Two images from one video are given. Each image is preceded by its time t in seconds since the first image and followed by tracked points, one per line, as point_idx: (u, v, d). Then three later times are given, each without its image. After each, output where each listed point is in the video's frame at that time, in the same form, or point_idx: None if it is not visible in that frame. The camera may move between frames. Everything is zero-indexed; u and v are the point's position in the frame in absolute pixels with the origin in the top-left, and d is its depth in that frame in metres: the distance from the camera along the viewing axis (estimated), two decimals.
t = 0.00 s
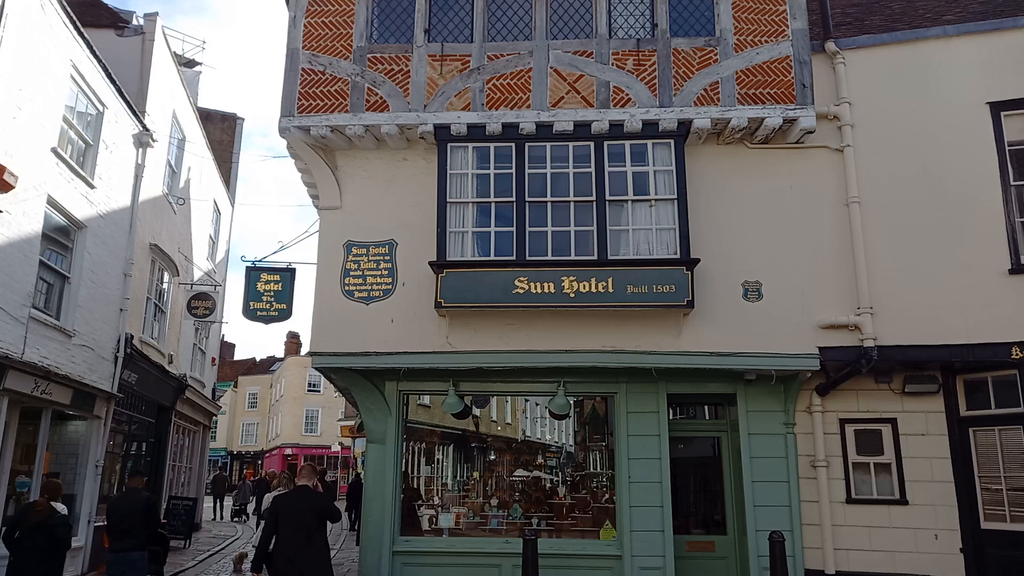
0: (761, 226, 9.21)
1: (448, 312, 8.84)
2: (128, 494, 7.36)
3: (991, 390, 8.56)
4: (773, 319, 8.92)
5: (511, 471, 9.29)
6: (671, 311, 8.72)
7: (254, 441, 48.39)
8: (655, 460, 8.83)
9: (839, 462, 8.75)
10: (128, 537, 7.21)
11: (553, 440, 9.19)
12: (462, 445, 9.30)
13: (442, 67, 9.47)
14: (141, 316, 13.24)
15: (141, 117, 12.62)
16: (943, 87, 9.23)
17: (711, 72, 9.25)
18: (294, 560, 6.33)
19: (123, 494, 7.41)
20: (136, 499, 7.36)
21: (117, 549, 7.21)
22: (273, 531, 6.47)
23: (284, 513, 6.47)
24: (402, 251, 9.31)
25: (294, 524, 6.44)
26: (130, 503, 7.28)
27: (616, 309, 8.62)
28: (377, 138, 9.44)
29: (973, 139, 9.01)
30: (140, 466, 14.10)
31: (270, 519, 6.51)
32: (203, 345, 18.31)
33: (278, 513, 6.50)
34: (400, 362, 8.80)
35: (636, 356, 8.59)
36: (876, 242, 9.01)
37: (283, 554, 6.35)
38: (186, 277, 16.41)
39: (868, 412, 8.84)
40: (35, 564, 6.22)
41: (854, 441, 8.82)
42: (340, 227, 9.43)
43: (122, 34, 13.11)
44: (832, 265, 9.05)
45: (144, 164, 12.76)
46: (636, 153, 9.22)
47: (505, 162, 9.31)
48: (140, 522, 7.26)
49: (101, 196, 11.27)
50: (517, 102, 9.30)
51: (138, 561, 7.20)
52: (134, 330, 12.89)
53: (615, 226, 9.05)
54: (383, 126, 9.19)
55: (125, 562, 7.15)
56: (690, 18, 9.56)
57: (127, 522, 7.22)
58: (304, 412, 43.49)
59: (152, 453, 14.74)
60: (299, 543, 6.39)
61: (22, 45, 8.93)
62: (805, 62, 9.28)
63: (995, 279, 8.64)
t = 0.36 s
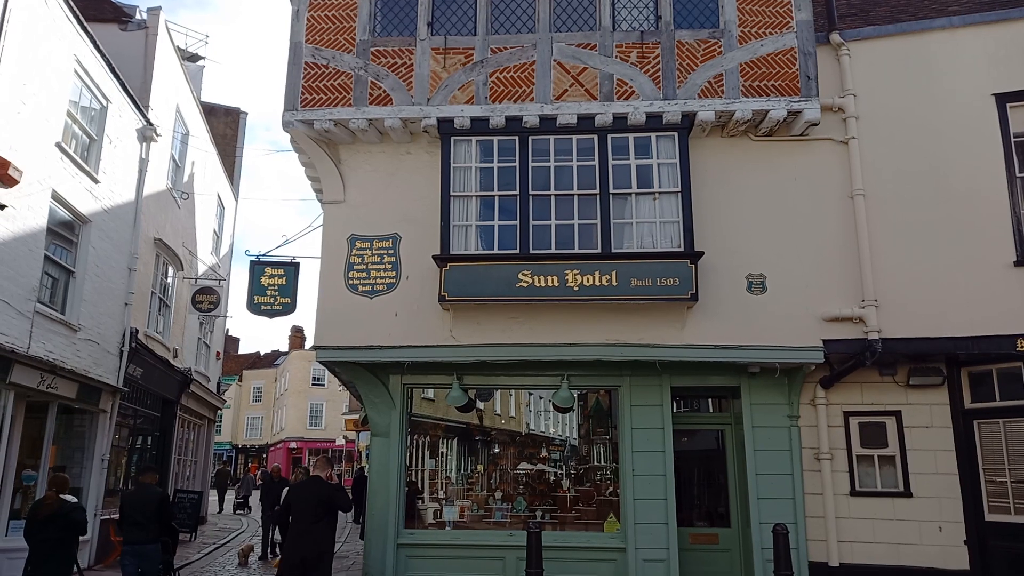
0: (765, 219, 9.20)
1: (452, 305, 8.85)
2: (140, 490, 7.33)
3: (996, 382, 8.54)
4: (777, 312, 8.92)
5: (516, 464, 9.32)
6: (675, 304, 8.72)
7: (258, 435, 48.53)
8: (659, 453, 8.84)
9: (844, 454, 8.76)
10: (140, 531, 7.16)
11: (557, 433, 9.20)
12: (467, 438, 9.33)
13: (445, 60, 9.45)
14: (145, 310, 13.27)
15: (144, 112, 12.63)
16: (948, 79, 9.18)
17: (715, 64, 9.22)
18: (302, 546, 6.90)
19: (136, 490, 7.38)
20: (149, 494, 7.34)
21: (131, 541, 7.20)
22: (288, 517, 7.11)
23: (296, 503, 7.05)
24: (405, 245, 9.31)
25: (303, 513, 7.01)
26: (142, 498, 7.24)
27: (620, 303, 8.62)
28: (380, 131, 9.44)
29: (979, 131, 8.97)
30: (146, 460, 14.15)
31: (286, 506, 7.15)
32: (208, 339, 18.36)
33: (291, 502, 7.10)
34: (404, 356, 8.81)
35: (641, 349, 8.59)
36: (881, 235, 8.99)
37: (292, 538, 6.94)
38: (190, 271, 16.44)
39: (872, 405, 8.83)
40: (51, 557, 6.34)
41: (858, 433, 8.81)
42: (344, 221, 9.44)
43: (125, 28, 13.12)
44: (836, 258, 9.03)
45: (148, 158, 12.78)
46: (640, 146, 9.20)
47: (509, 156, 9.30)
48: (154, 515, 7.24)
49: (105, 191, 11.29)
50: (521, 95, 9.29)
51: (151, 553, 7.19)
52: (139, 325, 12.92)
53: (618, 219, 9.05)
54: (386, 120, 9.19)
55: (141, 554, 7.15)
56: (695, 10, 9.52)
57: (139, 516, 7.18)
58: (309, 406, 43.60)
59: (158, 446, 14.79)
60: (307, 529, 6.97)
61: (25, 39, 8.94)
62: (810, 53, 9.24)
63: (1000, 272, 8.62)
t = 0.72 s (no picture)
0: (766, 212, 9.19)
1: (453, 300, 8.85)
2: (155, 482, 7.69)
3: (996, 374, 8.54)
4: (778, 306, 8.91)
5: (517, 458, 9.34)
6: (676, 298, 8.72)
7: (259, 429, 48.61)
8: (659, 446, 8.86)
9: (844, 447, 8.77)
10: (153, 521, 7.57)
11: (558, 427, 9.22)
12: (468, 432, 9.35)
13: (445, 54, 9.43)
14: (146, 305, 13.27)
15: (144, 106, 12.60)
16: (949, 72, 9.17)
17: (716, 57, 9.20)
18: (321, 534, 7.51)
19: (150, 482, 7.74)
20: (164, 486, 7.69)
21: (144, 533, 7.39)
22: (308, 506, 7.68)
23: (312, 493, 7.60)
24: (406, 239, 9.31)
25: (319, 503, 7.56)
26: (157, 492, 7.61)
27: (621, 296, 8.62)
28: (380, 125, 9.42)
29: (979, 123, 8.96)
30: (147, 454, 14.16)
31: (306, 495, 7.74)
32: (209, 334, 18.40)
33: (309, 493, 7.65)
34: (405, 350, 8.82)
35: (641, 343, 8.59)
36: (882, 228, 8.98)
37: (313, 526, 7.54)
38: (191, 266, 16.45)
39: (872, 398, 8.84)
40: (62, 544, 6.50)
41: (859, 426, 8.82)
42: (344, 216, 9.43)
43: (124, 23, 13.09)
44: (837, 251, 9.03)
45: (148, 153, 12.76)
46: (640, 139, 9.19)
47: (509, 150, 9.29)
48: (167, 507, 7.62)
49: (105, 185, 11.28)
50: (521, 89, 9.27)
51: (162, 543, 7.58)
52: (140, 319, 12.92)
53: (619, 213, 9.05)
54: (386, 114, 9.17)
55: (153, 544, 7.54)
56: (695, 3, 9.49)
57: (151, 508, 7.57)
58: (310, 400, 43.65)
59: (159, 441, 14.80)
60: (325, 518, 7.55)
61: (25, 34, 8.93)
62: (810, 46, 9.21)
63: (1000, 264, 8.61)
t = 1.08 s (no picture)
0: (767, 202, 9.17)
1: (453, 290, 8.85)
2: (161, 473, 7.75)
3: (997, 365, 8.54)
4: (779, 296, 8.91)
5: (518, 448, 9.37)
6: (677, 288, 8.71)
7: (261, 420, 48.73)
8: (660, 437, 8.87)
9: (844, 437, 8.78)
10: (160, 511, 7.62)
11: (559, 418, 9.23)
12: (468, 422, 9.37)
13: (446, 43, 9.39)
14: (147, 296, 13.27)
15: (144, 96, 12.56)
16: (952, 61, 9.12)
17: (718, 46, 9.15)
18: (336, 525, 7.50)
19: (155, 473, 7.80)
20: (170, 477, 7.74)
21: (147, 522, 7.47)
22: (320, 501, 7.71)
23: (322, 487, 7.66)
24: (407, 230, 9.30)
25: (330, 497, 7.58)
26: (164, 482, 7.67)
27: (622, 287, 8.62)
28: (381, 115, 9.39)
29: (982, 113, 8.92)
30: (149, 445, 14.18)
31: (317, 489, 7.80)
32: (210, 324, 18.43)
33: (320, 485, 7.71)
34: (405, 341, 8.82)
35: (642, 334, 8.59)
36: (884, 218, 8.96)
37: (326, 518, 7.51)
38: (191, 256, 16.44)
39: (873, 388, 8.85)
40: (74, 532, 7.00)
41: (859, 416, 8.83)
42: (345, 206, 9.42)
43: (124, 12, 13.03)
44: (839, 241, 9.01)
45: (148, 144, 12.73)
46: (641, 129, 9.16)
47: (510, 140, 9.27)
48: (172, 497, 7.66)
49: (106, 176, 11.27)
50: (522, 79, 9.23)
51: (169, 532, 7.63)
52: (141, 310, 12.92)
53: (620, 203, 9.03)
54: (386, 104, 9.14)
55: (159, 533, 7.59)
56: None
57: (159, 497, 7.62)
58: (311, 391, 43.72)
59: (160, 432, 14.81)
60: (339, 507, 7.54)
61: (25, 24, 8.90)
62: (813, 35, 9.16)
63: (1002, 255, 8.60)
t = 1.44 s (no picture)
0: (767, 195, 9.15)
1: (453, 283, 8.85)
2: (159, 464, 7.80)
3: (997, 357, 8.54)
4: (779, 289, 8.91)
5: (517, 442, 9.39)
6: (676, 281, 8.71)
7: (261, 413, 48.79)
8: (659, 430, 8.88)
9: (844, 430, 8.79)
10: (158, 501, 7.65)
11: (558, 411, 9.26)
12: (468, 415, 9.38)
13: (445, 35, 9.35)
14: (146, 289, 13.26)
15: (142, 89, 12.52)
16: (953, 53, 9.09)
17: (718, 39, 9.12)
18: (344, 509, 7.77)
19: (153, 465, 7.84)
20: (168, 468, 7.80)
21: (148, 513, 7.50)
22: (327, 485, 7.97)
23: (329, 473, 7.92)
24: (407, 223, 9.29)
25: (338, 480, 7.87)
26: (162, 472, 7.73)
27: (622, 280, 8.61)
28: (380, 108, 9.37)
29: (982, 105, 8.91)
30: (149, 438, 14.19)
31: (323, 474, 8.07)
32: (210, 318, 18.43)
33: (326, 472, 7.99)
34: (405, 334, 8.83)
35: (642, 327, 8.59)
36: (883, 210, 8.95)
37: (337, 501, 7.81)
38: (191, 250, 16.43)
39: (872, 381, 8.85)
40: (79, 524, 7.24)
41: (859, 409, 8.84)
42: (344, 199, 9.41)
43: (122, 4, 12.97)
44: (839, 235, 9.00)
45: (147, 137, 12.69)
46: (641, 122, 9.14)
47: (509, 132, 9.25)
48: (171, 487, 7.71)
49: (105, 169, 11.25)
50: (522, 71, 9.21)
51: (168, 522, 7.66)
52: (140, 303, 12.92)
53: (620, 196, 9.02)
54: (386, 97, 9.12)
55: (159, 522, 7.63)
56: None
57: (157, 487, 7.66)
58: (311, 384, 43.76)
59: (160, 425, 14.83)
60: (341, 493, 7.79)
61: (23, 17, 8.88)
62: (813, 27, 9.13)
63: (1002, 248, 8.59)
